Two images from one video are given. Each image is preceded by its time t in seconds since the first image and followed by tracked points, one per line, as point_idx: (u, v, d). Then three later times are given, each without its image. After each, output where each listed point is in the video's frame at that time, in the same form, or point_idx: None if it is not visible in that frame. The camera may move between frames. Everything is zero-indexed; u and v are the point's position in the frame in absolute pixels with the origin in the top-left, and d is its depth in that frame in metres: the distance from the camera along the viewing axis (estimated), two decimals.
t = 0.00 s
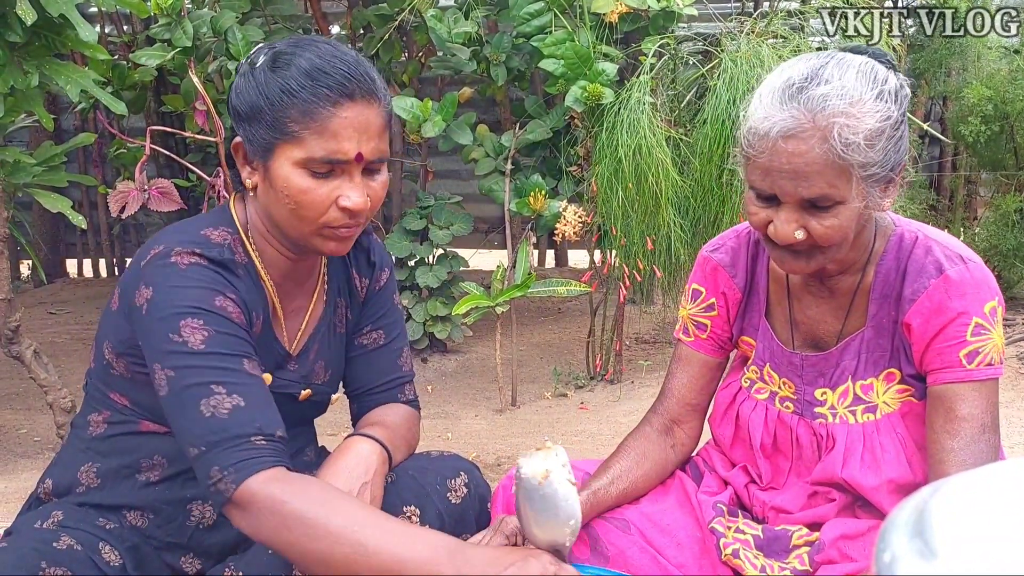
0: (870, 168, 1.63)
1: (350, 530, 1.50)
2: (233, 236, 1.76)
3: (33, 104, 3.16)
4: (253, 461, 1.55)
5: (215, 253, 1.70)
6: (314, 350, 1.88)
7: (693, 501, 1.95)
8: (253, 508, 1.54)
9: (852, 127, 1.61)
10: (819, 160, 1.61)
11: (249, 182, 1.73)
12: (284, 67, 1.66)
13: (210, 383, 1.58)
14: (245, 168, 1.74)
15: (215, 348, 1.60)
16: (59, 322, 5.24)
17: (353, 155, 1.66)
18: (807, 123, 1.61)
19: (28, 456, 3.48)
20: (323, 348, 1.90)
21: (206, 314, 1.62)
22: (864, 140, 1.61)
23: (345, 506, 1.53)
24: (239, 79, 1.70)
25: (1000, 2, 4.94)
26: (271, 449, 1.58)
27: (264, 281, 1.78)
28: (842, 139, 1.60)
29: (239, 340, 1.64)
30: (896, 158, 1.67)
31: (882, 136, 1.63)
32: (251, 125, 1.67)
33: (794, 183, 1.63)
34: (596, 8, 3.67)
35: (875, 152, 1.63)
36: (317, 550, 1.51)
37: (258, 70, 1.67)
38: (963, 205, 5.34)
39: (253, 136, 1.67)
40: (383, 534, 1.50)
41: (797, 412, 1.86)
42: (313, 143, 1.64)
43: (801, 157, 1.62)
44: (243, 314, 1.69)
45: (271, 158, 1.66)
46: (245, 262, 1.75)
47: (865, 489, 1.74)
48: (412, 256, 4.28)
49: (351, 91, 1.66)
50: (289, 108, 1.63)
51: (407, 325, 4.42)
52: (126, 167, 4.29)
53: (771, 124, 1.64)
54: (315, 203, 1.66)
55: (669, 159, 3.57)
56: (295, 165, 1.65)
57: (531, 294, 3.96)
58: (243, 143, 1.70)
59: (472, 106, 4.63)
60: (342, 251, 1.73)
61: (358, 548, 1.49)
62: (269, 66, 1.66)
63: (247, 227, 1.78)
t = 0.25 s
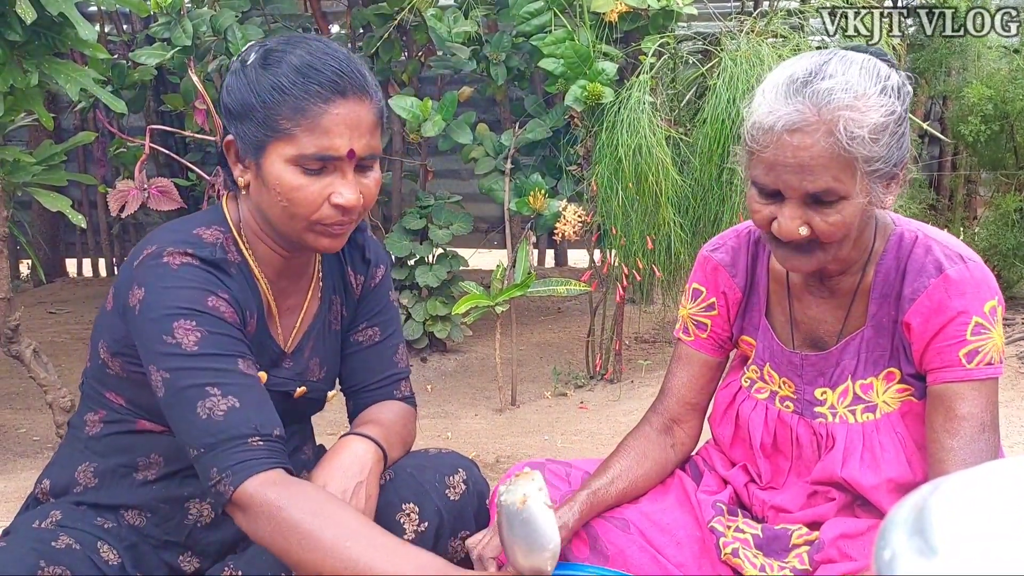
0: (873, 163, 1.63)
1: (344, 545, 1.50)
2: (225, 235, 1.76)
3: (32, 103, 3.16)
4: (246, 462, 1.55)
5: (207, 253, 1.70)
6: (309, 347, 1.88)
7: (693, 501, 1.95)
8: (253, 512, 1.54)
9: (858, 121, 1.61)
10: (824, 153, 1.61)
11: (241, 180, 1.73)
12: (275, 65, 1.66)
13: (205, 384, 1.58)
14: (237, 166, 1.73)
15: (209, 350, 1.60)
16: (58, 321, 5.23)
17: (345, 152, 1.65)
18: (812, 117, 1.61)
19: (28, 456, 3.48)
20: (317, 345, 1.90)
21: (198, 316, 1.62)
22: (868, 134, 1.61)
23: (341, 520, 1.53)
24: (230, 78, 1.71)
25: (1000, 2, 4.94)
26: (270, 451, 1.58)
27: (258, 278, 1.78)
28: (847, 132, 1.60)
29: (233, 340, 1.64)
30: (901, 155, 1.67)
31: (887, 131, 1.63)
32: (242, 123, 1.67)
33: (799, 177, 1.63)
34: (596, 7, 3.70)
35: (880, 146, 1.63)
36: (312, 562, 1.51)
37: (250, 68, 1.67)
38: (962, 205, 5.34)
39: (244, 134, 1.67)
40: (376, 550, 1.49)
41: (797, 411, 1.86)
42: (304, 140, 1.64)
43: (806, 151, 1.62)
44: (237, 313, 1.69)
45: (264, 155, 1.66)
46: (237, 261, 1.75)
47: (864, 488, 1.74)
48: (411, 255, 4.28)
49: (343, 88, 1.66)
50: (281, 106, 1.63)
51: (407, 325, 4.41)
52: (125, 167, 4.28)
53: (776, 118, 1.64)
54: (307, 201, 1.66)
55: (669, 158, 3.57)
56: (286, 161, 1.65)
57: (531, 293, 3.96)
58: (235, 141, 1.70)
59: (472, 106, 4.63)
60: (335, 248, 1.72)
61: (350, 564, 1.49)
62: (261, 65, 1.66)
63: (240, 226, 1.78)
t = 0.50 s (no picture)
0: (876, 153, 1.64)
1: (371, 547, 1.51)
2: (232, 237, 1.75)
3: (33, 104, 3.16)
4: (276, 462, 1.57)
5: (217, 255, 1.69)
6: (314, 348, 1.88)
7: (692, 501, 1.95)
8: (281, 509, 1.56)
9: (864, 107, 1.61)
10: (828, 137, 1.62)
11: (248, 183, 1.73)
12: (283, 67, 1.66)
13: (226, 386, 1.59)
14: (243, 168, 1.74)
15: (227, 351, 1.61)
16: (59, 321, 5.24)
17: (354, 154, 1.66)
18: (820, 100, 1.62)
19: (28, 455, 3.48)
20: (323, 346, 1.91)
21: (215, 318, 1.61)
22: (874, 122, 1.62)
23: (367, 521, 1.54)
24: (237, 79, 1.70)
25: (1001, 2, 4.94)
26: (294, 451, 1.59)
27: (266, 279, 1.77)
28: (853, 117, 1.61)
29: (248, 341, 1.64)
30: (904, 151, 1.68)
31: (893, 122, 1.64)
32: (250, 125, 1.67)
33: (803, 160, 1.64)
34: (597, 8, 3.71)
35: (884, 136, 1.64)
36: (338, 562, 1.53)
37: (257, 70, 1.67)
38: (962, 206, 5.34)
39: (253, 136, 1.67)
40: (403, 551, 1.51)
41: (797, 412, 1.86)
42: (314, 142, 1.64)
43: (810, 134, 1.63)
44: (251, 314, 1.69)
45: (271, 158, 1.66)
46: (246, 261, 1.75)
47: (864, 490, 1.74)
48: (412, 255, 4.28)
49: (351, 91, 1.67)
50: (289, 108, 1.63)
51: (407, 325, 4.42)
52: (126, 167, 4.29)
53: (783, 101, 1.65)
54: (316, 202, 1.66)
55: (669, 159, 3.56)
56: (294, 163, 1.65)
57: (531, 294, 3.96)
58: (243, 144, 1.70)
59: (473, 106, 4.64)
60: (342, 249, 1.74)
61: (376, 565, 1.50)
62: (270, 66, 1.66)
63: (247, 227, 1.78)
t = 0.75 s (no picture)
0: (872, 139, 1.65)
1: (372, 540, 1.51)
2: (239, 238, 1.75)
3: (33, 104, 3.16)
4: (271, 469, 1.55)
5: (224, 257, 1.69)
6: (318, 349, 1.88)
7: (692, 501, 1.95)
8: (277, 515, 1.54)
9: (864, 90, 1.63)
10: (824, 114, 1.64)
11: (255, 185, 1.73)
12: (293, 68, 1.65)
13: (227, 390, 1.58)
14: (250, 169, 1.73)
15: (230, 355, 1.60)
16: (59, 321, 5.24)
17: (362, 155, 1.66)
18: (822, 79, 1.65)
19: (28, 455, 3.48)
20: (326, 347, 1.91)
21: (219, 322, 1.61)
22: (873, 107, 1.64)
23: (365, 514, 1.54)
24: (246, 80, 1.70)
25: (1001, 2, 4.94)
26: (290, 454, 1.58)
27: (269, 279, 1.77)
28: (852, 97, 1.63)
29: (252, 345, 1.64)
30: (905, 150, 1.69)
31: (894, 113, 1.65)
32: (259, 126, 1.66)
33: (798, 137, 1.66)
34: (596, 8, 3.67)
35: (883, 125, 1.65)
36: (343, 560, 1.52)
37: (266, 72, 1.67)
38: (962, 206, 5.34)
39: (261, 137, 1.67)
40: (405, 542, 1.50)
41: (798, 413, 1.86)
42: (323, 143, 1.64)
43: (807, 111, 1.65)
44: (255, 318, 1.68)
45: (279, 158, 1.66)
46: (252, 264, 1.74)
47: (864, 490, 1.74)
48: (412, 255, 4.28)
49: (361, 93, 1.66)
50: (298, 108, 1.63)
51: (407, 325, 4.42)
52: (126, 167, 4.29)
53: (788, 78, 1.69)
54: (325, 202, 1.66)
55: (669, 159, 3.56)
56: (303, 164, 1.65)
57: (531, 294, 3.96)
58: (251, 146, 1.70)
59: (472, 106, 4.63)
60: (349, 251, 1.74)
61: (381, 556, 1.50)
62: (279, 66, 1.66)
63: (252, 227, 1.78)
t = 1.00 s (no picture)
0: (862, 130, 1.69)
1: (371, 539, 1.50)
2: (237, 238, 1.74)
3: (32, 104, 3.16)
4: (271, 466, 1.55)
5: (223, 256, 1.69)
6: (317, 350, 1.88)
7: (692, 501, 1.95)
8: (278, 511, 1.54)
9: (856, 78, 1.69)
10: (813, 99, 1.70)
11: (258, 185, 1.73)
12: (298, 67, 1.66)
13: (226, 387, 1.58)
14: (253, 169, 1.74)
15: (229, 352, 1.60)
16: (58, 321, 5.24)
17: (365, 154, 1.66)
18: (816, 67, 1.72)
19: (27, 455, 3.48)
20: (325, 348, 1.91)
21: (218, 319, 1.61)
22: (864, 96, 1.68)
23: (365, 514, 1.53)
24: (249, 79, 1.70)
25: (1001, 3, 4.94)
26: (291, 454, 1.58)
27: (269, 279, 1.77)
28: (842, 84, 1.69)
29: (251, 342, 1.64)
30: (899, 148, 1.72)
31: (888, 107, 1.69)
32: (263, 124, 1.66)
33: (788, 120, 1.72)
34: (596, 9, 3.67)
35: (875, 116, 1.69)
36: (339, 559, 1.51)
37: (271, 71, 1.67)
38: (961, 206, 5.35)
39: (264, 136, 1.66)
40: (404, 543, 1.49)
41: (798, 412, 1.86)
42: (326, 142, 1.64)
43: (799, 95, 1.72)
44: (254, 316, 1.68)
45: (282, 157, 1.66)
46: (251, 263, 1.74)
47: (863, 490, 1.74)
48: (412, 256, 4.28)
49: (365, 93, 1.67)
50: (303, 107, 1.63)
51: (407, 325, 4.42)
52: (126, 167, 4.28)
53: (786, 65, 1.76)
54: (329, 201, 1.66)
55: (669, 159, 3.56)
56: (308, 163, 1.65)
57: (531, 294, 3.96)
58: (255, 146, 1.69)
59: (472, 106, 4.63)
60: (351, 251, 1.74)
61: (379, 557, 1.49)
62: (285, 65, 1.66)
63: (252, 226, 1.78)
